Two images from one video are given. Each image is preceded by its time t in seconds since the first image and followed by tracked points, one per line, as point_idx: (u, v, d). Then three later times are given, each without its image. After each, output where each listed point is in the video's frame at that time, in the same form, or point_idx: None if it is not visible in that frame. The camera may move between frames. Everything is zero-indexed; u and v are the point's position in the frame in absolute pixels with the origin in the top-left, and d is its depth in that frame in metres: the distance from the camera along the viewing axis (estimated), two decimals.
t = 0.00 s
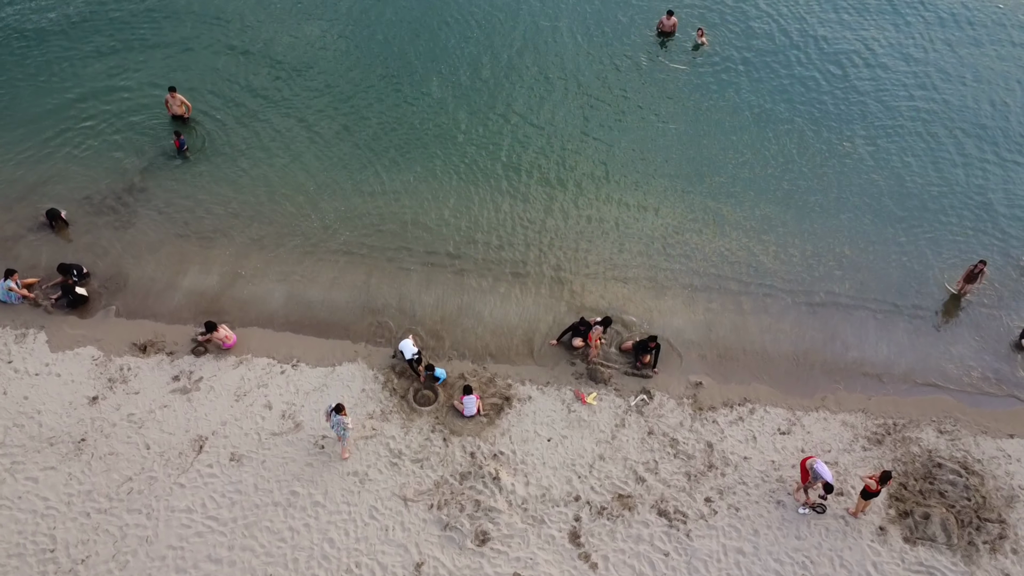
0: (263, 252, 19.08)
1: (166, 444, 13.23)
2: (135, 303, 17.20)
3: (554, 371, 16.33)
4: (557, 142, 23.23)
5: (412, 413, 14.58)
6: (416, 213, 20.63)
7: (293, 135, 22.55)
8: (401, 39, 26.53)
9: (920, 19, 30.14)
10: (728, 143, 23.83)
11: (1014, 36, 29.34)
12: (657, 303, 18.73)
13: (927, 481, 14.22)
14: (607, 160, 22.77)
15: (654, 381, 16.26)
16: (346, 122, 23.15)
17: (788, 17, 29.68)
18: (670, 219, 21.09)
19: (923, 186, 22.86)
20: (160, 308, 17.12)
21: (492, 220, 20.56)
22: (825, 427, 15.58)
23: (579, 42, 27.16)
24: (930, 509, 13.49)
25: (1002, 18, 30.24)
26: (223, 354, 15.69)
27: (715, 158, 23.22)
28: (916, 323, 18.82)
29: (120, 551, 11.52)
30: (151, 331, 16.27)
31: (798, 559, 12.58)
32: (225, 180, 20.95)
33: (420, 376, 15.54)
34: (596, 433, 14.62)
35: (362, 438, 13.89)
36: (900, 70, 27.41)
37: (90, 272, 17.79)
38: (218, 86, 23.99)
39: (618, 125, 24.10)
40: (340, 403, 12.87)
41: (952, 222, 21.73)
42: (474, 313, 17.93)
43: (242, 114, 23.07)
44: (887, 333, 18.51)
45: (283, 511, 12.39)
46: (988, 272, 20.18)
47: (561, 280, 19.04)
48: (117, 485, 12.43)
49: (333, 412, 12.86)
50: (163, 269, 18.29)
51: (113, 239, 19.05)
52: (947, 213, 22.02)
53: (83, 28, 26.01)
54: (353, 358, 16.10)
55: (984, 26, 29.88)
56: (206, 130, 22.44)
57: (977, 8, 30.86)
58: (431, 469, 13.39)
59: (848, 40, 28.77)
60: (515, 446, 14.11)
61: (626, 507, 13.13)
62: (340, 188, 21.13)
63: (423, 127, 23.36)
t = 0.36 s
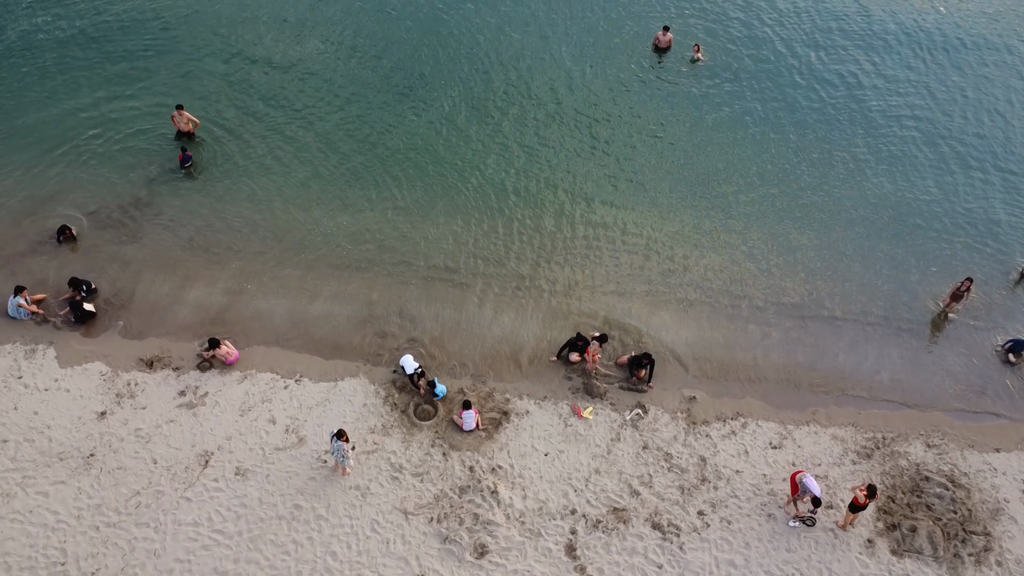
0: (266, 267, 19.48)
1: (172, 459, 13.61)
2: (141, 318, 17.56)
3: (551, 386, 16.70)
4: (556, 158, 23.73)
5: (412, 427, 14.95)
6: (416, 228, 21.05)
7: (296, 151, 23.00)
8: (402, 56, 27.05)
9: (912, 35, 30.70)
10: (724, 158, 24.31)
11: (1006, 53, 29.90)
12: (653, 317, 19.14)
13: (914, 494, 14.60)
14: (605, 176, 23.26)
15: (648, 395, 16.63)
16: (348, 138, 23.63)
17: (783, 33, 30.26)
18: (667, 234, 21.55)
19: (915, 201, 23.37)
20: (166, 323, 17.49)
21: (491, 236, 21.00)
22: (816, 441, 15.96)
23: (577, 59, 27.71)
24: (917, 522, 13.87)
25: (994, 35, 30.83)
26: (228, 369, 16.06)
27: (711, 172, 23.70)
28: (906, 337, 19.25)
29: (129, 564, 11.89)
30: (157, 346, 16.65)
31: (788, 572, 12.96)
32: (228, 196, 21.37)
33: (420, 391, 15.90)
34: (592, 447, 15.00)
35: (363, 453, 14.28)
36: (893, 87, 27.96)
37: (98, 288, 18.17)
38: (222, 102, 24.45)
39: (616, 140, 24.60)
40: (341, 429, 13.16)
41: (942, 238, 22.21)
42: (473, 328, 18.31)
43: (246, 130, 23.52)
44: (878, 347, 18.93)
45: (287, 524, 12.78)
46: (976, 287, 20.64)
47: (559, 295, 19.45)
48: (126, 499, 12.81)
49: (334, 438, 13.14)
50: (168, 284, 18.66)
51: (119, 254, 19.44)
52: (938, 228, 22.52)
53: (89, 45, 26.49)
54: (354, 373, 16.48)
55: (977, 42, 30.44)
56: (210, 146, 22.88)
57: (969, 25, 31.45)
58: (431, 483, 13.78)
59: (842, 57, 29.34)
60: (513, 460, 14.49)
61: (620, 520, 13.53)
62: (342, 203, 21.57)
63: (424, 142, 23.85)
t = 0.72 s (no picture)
0: (270, 279, 19.84)
1: (179, 471, 13.97)
2: (147, 330, 17.89)
3: (549, 398, 17.04)
4: (555, 171, 24.16)
5: (413, 439, 15.30)
6: (417, 241, 21.43)
7: (299, 164, 23.40)
8: (404, 70, 27.52)
9: (908, 49, 31.19)
10: (721, 170, 24.74)
11: (1000, 68, 30.38)
12: (650, 330, 19.51)
13: (904, 505, 14.95)
14: (604, 188, 23.69)
15: (644, 407, 16.96)
16: (350, 152, 24.04)
17: (781, 47, 30.75)
18: (664, 246, 21.94)
19: (908, 213, 23.82)
20: (171, 335, 17.81)
21: (490, 248, 21.40)
22: (808, 452, 16.31)
23: (577, 73, 28.18)
24: (906, 532, 14.22)
25: (989, 50, 31.33)
26: (232, 382, 16.39)
27: (708, 185, 24.13)
28: (897, 349, 19.64)
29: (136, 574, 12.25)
30: (163, 359, 16.98)
31: None
32: (232, 209, 21.76)
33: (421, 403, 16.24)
34: (589, 459, 15.35)
35: (365, 465, 14.63)
36: (889, 100, 28.42)
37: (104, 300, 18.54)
38: (227, 115, 24.88)
39: (614, 153, 25.04)
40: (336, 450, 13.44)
41: (935, 251, 22.62)
42: (472, 340, 18.66)
43: (249, 143, 23.93)
44: (870, 359, 19.32)
45: (291, 535, 13.12)
46: (967, 300, 21.05)
47: (557, 308, 19.82)
48: (133, 510, 13.18)
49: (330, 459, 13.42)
50: (173, 296, 19.00)
51: (124, 266, 19.78)
52: (931, 240, 22.95)
53: (96, 58, 26.96)
54: (356, 386, 16.83)
55: (972, 57, 30.91)
56: (215, 159, 23.29)
57: (964, 40, 31.94)
58: (431, 494, 14.14)
59: (839, 71, 29.82)
60: (511, 471, 14.84)
61: (616, 530, 13.89)
62: (345, 217, 21.97)
63: (425, 155, 24.29)
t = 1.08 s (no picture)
0: (273, 293, 20.22)
1: (186, 483, 14.37)
2: (153, 343, 18.26)
3: (547, 410, 17.40)
4: (553, 184, 24.62)
5: (414, 452, 15.68)
6: (417, 255, 21.84)
7: (302, 178, 23.83)
8: (405, 85, 28.04)
9: (902, 65, 31.77)
10: (717, 183, 25.20)
11: (991, 83, 30.96)
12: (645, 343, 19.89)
13: (893, 516, 15.36)
14: (601, 202, 24.13)
15: (640, 420, 17.32)
16: (352, 166, 24.51)
17: (777, 62, 31.28)
18: (660, 260, 22.37)
19: (899, 226, 24.31)
20: (176, 348, 18.17)
21: (490, 262, 21.81)
22: (800, 464, 16.69)
23: (575, 87, 28.65)
24: (895, 543, 14.61)
25: (980, 66, 31.92)
26: (237, 395, 16.77)
27: (703, 198, 24.56)
28: (888, 362, 20.05)
29: None
30: (170, 372, 17.34)
31: None
32: (237, 222, 22.19)
33: (421, 415, 16.62)
34: (585, 471, 15.75)
35: (367, 477, 15.03)
36: (882, 115, 28.96)
37: (111, 314, 18.92)
38: (231, 130, 25.33)
39: (612, 166, 25.49)
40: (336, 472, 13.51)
41: (926, 264, 23.07)
42: (472, 353, 19.02)
43: (252, 157, 24.38)
44: (861, 371, 19.69)
45: (295, 546, 13.52)
46: (956, 313, 21.51)
47: (555, 321, 20.23)
48: (141, 522, 13.60)
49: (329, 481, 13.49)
50: (179, 309, 19.35)
51: (130, 279, 20.15)
52: (922, 253, 23.43)
53: (102, 73, 27.43)
54: (359, 398, 17.20)
55: (964, 72, 31.50)
56: (219, 173, 23.71)
57: (957, 55, 32.54)
58: (432, 505, 14.55)
59: (834, 85, 30.35)
60: (510, 483, 15.24)
61: (612, 541, 14.29)
62: (346, 230, 22.39)
63: (425, 169, 24.74)
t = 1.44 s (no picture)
0: (276, 305, 20.60)
1: (192, 495, 14.91)
2: (159, 356, 18.65)
3: (545, 422, 17.77)
4: (552, 196, 25.03)
5: (414, 464, 16.10)
6: (418, 268, 22.23)
7: (305, 191, 24.28)
8: (406, 98, 28.54)
9: (896, 78, 32.32)
10: (714, 195, 25.61)
11: (983, 97, 31.57)
12: (642, 354, 20.27)
13: (882, 527, 15.81)
14: (599, 214, 24.56)
15: (636, 432, 17.70)
16: (354, 179, 24.96)
17: (774, 74, 31.69)
18: (657, 272, 22.79)
19: (892, 238, 24.76)
20: (182, 361, 18.54)
21: (489, 274, 22.22)
22: (792, 475, 17.08)
23: (574, 100, 29.10)
24: (884, 554, 15.05)
25: (973, 79, 32.49)
26: (242, 408, 17.18)
27: (700, 210, 24.99)
28: (879, 373, 20.43)
29: None
30: (176, 385, 17.73)
31: None
32: (241, 235, 22.62)
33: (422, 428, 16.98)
34: (582, 482, 16.17)
35: (369, 488, 15.46)
36: (877, 128, 29.46)
37: (118, 326, 19.33)
38: (235, 143, 25.81)
39: (610, 179, 25.92)
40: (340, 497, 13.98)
41: (918, 276, 23.51)
42: (472, 365, 19.35)
43: (256, 170, 24.83)
44: (854, 383, 20.06)
45: (299, 557, 14.01)
46: (946, 325, 21.96)
47: (554, 333, 20.62)
48: (149, 533, 14.16)
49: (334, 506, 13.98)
50: (184, 321, 19.73)
51: (136, 291, 20.55)
52: (914, 266, 23.87)
53: (108, 87, 27.92)
54: (361, 411, 17.58)
55: (957, 86, 32.08)
56: (223, 186, 24.13)
57: (951, 69, 33.09)
58: (432, 517, 15.00)
59: (829, 98, 30.83)
60: (508, 495, 15.67)
61: (608, 552, 14.75)
62: (349, 243, 22.80)
63: (426, 182, 25.18)
